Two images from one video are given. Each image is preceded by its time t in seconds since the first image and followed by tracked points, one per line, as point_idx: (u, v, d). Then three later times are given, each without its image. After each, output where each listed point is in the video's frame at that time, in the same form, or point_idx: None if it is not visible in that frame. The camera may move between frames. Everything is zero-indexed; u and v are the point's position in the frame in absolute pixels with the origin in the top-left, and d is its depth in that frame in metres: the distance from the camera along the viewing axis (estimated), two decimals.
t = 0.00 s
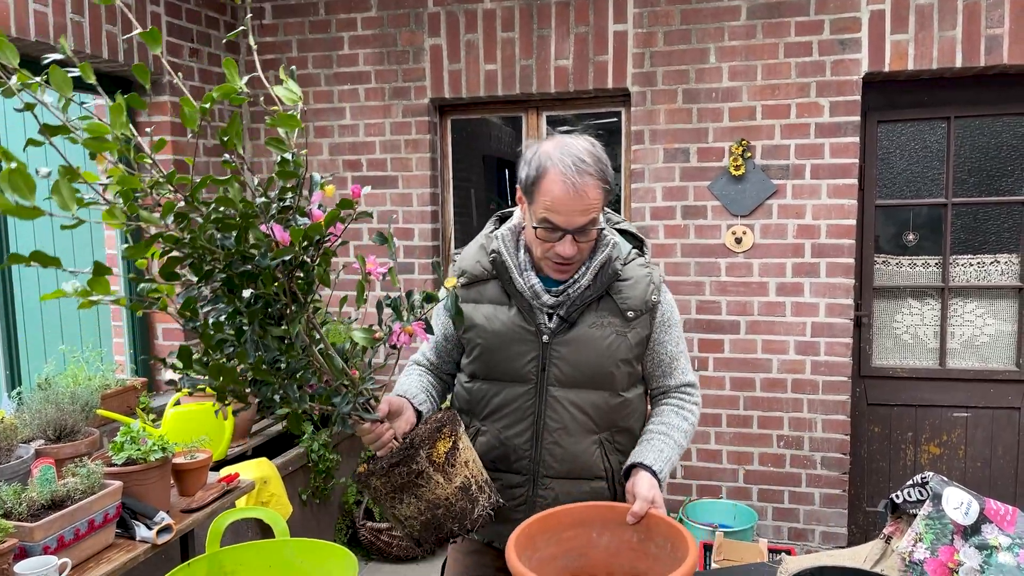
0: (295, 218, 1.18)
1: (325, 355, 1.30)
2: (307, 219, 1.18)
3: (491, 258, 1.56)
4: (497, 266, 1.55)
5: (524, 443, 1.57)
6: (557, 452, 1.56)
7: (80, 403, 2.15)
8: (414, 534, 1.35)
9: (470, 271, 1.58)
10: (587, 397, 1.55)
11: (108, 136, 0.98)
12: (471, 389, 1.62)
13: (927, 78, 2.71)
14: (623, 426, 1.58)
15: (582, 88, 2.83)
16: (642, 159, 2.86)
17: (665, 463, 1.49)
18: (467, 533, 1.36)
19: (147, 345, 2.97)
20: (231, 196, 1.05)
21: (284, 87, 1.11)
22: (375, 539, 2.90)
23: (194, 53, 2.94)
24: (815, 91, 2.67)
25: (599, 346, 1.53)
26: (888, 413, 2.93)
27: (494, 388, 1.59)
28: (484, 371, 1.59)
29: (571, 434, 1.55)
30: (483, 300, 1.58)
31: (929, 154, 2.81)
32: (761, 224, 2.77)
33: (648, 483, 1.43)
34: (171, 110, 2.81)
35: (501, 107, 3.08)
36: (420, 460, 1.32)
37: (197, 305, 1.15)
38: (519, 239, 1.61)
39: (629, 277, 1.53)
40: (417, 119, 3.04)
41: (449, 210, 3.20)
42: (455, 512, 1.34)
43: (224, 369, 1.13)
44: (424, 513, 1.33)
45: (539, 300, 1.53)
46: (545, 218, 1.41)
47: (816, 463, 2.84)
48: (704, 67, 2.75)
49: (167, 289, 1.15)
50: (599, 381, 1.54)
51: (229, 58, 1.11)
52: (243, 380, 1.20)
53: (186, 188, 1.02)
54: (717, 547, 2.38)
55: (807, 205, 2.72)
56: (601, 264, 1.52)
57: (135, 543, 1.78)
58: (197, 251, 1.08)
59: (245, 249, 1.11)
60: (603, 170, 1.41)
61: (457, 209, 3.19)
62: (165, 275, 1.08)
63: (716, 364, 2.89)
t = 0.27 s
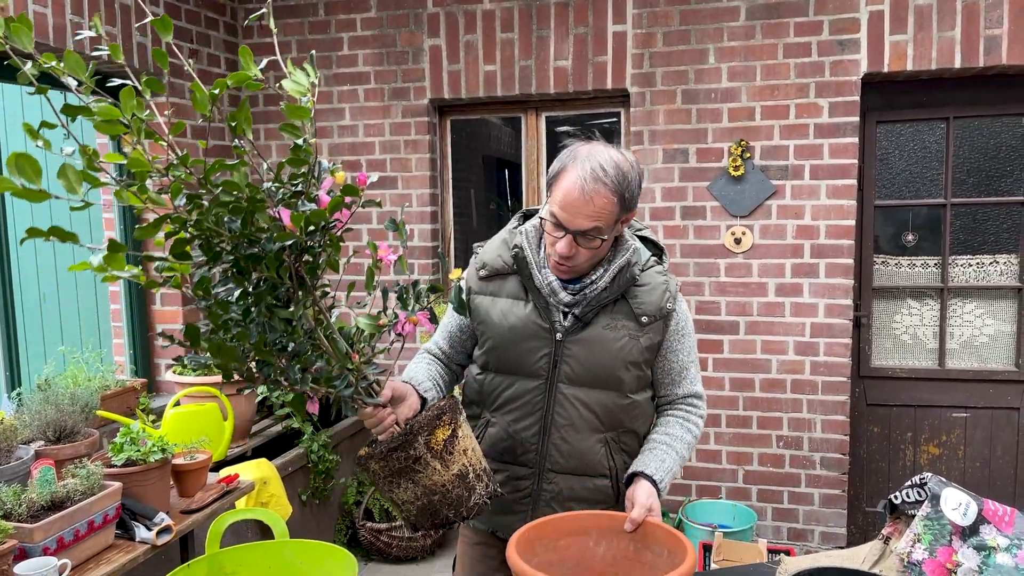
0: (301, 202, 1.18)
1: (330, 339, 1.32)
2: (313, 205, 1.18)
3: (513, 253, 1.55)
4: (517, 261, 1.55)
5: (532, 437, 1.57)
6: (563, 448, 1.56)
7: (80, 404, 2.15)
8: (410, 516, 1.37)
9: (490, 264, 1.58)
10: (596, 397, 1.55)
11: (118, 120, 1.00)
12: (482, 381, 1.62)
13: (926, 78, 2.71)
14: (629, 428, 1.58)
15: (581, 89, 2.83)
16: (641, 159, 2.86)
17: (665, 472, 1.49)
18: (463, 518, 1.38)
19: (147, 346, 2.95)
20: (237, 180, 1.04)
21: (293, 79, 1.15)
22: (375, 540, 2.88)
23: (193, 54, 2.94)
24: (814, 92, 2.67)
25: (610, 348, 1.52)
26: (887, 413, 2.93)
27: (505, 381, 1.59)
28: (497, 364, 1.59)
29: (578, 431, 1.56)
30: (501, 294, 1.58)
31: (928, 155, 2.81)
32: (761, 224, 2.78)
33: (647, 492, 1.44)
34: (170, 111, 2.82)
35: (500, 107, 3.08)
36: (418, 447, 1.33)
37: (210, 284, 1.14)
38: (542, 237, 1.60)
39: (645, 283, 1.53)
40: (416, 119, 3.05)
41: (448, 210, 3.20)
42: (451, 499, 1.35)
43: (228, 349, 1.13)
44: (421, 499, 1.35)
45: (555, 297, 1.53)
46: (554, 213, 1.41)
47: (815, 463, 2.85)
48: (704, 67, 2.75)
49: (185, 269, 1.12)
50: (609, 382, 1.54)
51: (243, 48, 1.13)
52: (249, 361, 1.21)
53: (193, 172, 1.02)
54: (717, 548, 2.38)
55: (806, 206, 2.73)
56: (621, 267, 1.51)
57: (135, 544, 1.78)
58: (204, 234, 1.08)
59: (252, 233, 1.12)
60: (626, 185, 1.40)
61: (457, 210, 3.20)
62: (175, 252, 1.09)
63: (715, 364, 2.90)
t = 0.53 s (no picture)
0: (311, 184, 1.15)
1: (335, 326, 1.30)
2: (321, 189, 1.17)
3: (507, 252, 1.55)
4: (512, 260, 1.54)
5: (521, 433, 1.57)
6: (552, 445, 1.57)
7: (79, 405, 2.16)
8: (411, 507, 1.34)
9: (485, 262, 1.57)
10: (585, 395, 1.55)
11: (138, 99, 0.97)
12: (473, 378, 1.62)
13: (925, 79, 2.71)
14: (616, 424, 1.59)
15: (580, 90, 2.83)
16: (640, 160, 2.86)
17: (642, 439, 1.49)
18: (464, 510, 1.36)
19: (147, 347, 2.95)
20: (249, 163, 1.03)
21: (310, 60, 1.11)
22: (374, 540, 2.89)
23: (192, 55, 2.94)
24: (813, 93, 2.67)
25: (599, 347, 1.53)
26: (886, 413, 2.94)
27: (495, 378, 1.59)
28: (488, 361, 1.59)
29: (565, 428, 1.56)
30: (494, 292, 1.58)
31: (927, 155, 2.81)
32: (760, 225, 2.78)
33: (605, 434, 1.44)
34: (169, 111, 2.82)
35: (499, 108, 3.08)
36: (421, 435, 1.32)
37: (216, 271, 1.13)
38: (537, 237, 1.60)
39: (636, 285, 1.54)
40: (416, 120, 3.05)
41: (447, 211, 3.20)
42: (453, 489, 1.33)
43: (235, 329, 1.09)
44: (423, 488, 1.32)
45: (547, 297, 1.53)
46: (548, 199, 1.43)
47: (814, 464, 2.85)
48: (702, 68, 2.75)
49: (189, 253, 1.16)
50: (597, 381, 1.54)
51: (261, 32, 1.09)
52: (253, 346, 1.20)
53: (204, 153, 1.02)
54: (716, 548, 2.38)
55: (805, 206, 2.73)
56: (612, 269, 1.52)
57: (135, 545, 1.78)
58: (214, 215, 1.06)
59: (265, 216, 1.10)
60: (621, 181, 1.43)
61: (456, 210, 3.20)
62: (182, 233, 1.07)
63: (714, 365, 2.90)
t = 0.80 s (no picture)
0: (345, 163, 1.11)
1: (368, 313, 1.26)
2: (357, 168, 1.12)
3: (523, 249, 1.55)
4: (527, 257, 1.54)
5: (528, 429, 1.57)
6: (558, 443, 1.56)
7: (79, 407, 2.16)
8: (434, 498, 1.37)
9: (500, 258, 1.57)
10: (592, 394, 1.55)
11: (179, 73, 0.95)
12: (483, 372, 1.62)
13: (924, 80, 2.72)
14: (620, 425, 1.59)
15: (580, 91, 2.84)
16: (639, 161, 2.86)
17: (610, 442, 1.50)
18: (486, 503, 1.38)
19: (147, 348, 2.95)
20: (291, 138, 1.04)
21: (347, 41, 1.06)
22: (374, 541, 2.90)
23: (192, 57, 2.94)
24: (812, 95, 2.68)
25: (609, 347, 1.53)
26: (886, 414, 2.94)
27: (505, 374, 1.58)
28: (499, 356, 1.58)
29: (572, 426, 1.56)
30: (509, 289, 1.58)
31: (925, 157, 2.81)
32: (759, 226, 2.78)
33: (579, 425, 1.48)
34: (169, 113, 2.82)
35: (498, 110, 3.08)
36: (449, 424, 1.38)
37: (247, 249, 1.12)
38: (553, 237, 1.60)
39: (649, 288, 1.54)
40: (415, 121, 3.05)
41: (447, 212, 3.21)
42: (478, 479, 1.36)
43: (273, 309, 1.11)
44: (447, 478, 1.35)
45: (561, 295, 1.53)
46: (571, 206, 1.45)
47: (813, 464, 2.85)
48: (702, 70, 2.76)
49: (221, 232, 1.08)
50: (606, 380, 1.54)
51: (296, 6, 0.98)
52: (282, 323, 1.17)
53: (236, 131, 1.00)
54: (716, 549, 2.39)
55: (804, 208, 2.73)
56: (626, 271, 1.52)
57: (134, 547, 1.78)
58: (255, 191, 1.05)
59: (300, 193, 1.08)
60: (641, 180, 1.44)
61: (456, 212, 3.20)
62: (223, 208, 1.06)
63: (714, 366, 2.90)
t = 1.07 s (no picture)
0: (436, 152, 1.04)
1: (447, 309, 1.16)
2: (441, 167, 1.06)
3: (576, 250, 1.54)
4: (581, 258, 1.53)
5: (585, 429, 1.58)
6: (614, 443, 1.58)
7: (79, 408, 2.16)
8: (495, 502, 1.24)
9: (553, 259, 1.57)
10: (648, 394, 1.55)
11: (293, 47, 0.94)
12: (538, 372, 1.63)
13: (923, 82, 2.72)
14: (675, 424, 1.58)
15: (579, 92, 2.84)
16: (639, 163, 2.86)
17: (660, 437, 1.44)
18: (548, 511, 1.26)
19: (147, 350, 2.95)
20: (384, 121, 0.99)
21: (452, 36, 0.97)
22: (373, 542, 2.90)
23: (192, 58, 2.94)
24: (811, 96, 2.68)
25: (664, 348, 1.53)
26: (885, 415, 2.94)
27: (561, 374, 1.60)
28: (553, 356, 1.59)
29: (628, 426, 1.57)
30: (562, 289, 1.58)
31: (924, 158, 2.82)
32: (758, 227, 2.78)
33: (631, 421, 1.43)
34: (169, 115, 2.82)
35: (498, 111, 3.07)
36: (515, 425, 1.28)
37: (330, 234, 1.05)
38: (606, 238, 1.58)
39: (703, 288, 1.53)
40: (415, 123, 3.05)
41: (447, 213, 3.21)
42: (542, 486, 1.24)
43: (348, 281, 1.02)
44: (509, 482, 1.23)
45: (614, 296, 1.53)
46: (625, 207, 1.40)
47: (812, 466, 2.86)
48: (701, 71, 2.76)
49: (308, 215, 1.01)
50: (660, 381, 1.55)
51: None
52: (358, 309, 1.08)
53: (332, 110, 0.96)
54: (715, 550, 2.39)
55: (803, 210, 2.73)
56: (680, 272, 1.50)
57: (134, 548, 1.79)
58: (345, 172, 1.01)
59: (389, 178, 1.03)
60: (694, 179, 1.40)
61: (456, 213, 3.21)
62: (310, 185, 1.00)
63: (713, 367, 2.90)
